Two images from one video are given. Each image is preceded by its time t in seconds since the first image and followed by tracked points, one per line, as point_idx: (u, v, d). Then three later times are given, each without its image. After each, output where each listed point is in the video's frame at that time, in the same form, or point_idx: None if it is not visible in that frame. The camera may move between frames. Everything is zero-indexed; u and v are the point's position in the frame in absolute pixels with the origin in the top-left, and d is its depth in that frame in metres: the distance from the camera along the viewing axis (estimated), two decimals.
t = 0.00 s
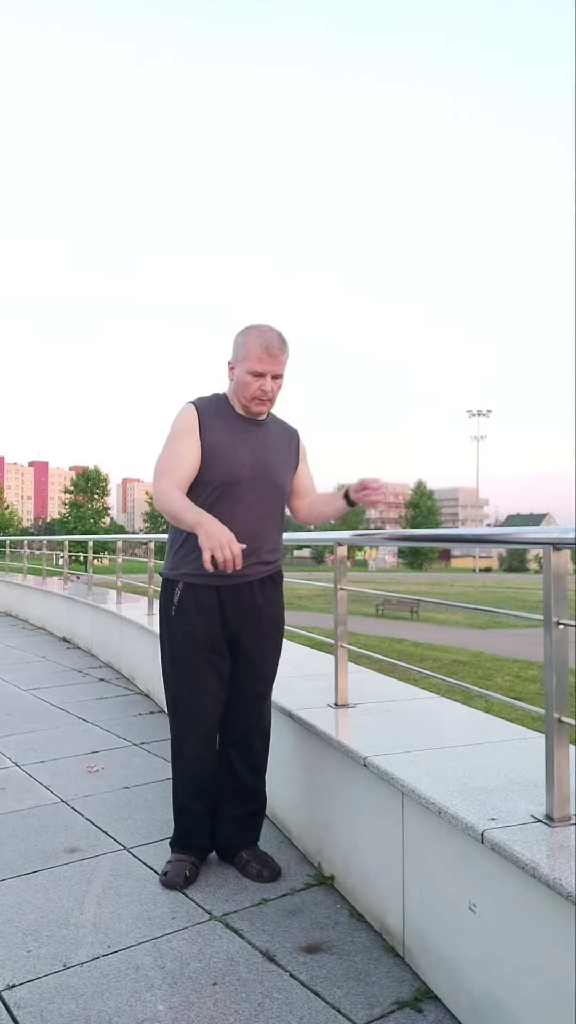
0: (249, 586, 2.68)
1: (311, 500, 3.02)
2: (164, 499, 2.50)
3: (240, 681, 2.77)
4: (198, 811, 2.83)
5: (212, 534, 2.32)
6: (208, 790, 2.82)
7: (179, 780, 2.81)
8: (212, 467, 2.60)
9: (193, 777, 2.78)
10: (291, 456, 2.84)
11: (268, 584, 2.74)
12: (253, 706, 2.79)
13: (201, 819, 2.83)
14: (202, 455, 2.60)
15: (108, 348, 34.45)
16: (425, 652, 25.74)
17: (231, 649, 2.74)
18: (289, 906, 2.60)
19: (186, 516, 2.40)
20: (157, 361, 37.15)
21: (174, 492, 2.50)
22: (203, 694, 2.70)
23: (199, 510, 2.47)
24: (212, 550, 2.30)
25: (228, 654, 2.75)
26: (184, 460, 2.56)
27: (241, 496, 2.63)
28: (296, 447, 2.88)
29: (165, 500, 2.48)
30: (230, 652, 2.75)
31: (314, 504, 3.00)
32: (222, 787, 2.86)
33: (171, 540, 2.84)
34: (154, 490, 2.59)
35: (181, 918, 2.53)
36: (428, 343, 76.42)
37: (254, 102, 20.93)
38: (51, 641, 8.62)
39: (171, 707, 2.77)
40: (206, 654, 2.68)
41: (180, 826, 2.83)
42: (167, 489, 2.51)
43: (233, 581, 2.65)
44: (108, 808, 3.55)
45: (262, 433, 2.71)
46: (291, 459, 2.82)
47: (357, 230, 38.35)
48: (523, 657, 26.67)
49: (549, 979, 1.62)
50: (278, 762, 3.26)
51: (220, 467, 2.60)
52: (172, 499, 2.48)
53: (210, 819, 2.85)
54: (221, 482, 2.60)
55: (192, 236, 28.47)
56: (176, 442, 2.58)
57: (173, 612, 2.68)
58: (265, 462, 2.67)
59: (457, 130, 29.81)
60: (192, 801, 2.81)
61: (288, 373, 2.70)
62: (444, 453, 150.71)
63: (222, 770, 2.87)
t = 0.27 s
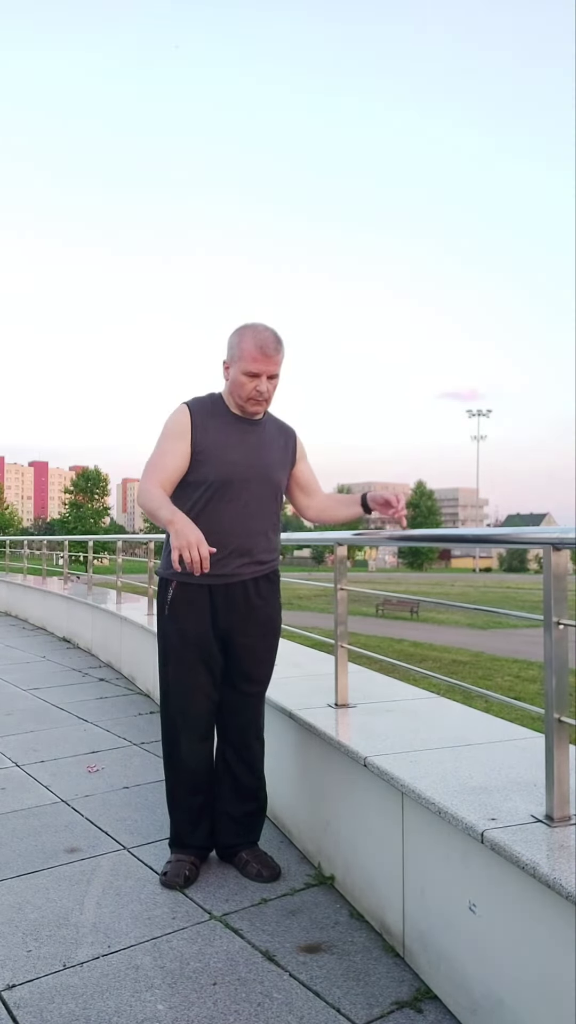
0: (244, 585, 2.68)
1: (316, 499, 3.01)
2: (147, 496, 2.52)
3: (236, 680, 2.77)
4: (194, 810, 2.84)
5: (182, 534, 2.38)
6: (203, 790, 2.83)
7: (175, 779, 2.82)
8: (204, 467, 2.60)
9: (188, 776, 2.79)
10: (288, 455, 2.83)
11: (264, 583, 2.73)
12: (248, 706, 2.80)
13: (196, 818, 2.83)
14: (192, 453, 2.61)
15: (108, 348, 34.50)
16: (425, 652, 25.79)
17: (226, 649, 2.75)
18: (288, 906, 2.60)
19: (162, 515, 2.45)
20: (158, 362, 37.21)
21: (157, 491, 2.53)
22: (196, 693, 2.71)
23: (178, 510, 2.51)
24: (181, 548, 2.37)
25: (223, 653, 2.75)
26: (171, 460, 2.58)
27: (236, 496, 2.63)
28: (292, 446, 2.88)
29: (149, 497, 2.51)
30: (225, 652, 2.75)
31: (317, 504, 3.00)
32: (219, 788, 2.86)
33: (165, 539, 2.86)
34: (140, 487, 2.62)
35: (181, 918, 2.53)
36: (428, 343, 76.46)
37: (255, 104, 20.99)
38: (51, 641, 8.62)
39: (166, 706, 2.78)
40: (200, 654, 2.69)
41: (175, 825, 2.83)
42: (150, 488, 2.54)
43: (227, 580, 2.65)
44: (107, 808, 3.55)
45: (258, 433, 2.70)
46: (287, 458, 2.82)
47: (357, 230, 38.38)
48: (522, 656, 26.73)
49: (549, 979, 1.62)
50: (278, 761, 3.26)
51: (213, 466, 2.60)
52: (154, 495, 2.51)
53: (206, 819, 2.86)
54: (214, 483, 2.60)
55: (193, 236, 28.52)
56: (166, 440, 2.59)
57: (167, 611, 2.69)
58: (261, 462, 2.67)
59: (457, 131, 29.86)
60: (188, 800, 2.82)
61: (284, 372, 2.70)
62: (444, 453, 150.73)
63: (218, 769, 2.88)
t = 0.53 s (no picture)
0: (243, 586, 2.68)
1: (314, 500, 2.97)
2: (148, 505, 2.56)
3: (236, 680, 2.77)
4: (194, 808, 2.84)
5: (176, 548, 2.42)
6: (203, 788, 2.83)
7: (175, 780, 2.82)
8: (204, 470, 2.61)
9: (188, 775, 2.79)
10: (289, 456, 2.83)
11: (264, 584, 2.73)
12: (249, 706, 2.80)
13: (196, 818, 2.84)
14: (191, 458, 2.62)
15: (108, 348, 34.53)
16: (425, 652, 25.80)
17: (226, 649, 2.75)
18: (289, 906, 2.60)
19: (158, 525, 2.49)
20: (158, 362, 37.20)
21: (155, 499, 2.56)
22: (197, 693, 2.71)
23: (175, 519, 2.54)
24: (173, 564, 2.42)
25: (224, 653, 2.75)
26: (171, 466, 2.58)
27: (236, 498, 2.63)
28: (294, 446, 2.87)
29: (149, 506, 2.55)
30: (225, 652, 2.75)
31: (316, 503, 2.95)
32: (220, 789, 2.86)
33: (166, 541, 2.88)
34: (142, 494, 2.64)
35: (181, 918, 2.53)
36: (428, 343, 76.45)
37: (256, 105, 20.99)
38: (51, 641, 8.62)
39: (167, 704, 2.78)
40: (200, 654, 2.69)
41: (175, 824, 2.84)
42: (151, 497, 2.56)
43: (228, 580, 2.65)
44: (108, 809, 3.55)
45: (257, 435, 2.70)
46: (288, 459, 2.81)
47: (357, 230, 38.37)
48: (522, 656, 26.75)
49: (548, 978, 1.63)
50: (278, 762, 3.26)
51: (214, 469, 2.60)
52: (154, 504, 2.55)
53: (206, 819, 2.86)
54: (215, 485, 2.61)
55: (193, 236, 28.52)
56: (166, 446, 2.60)
57: (168, 613, 2.69)
58: (261, 464, 2.66)
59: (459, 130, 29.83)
60: (187, 800, 2.82)
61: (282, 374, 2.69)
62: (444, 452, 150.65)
63: (219, 769, 2.88)
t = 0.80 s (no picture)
0: (248, 586, 2.67)
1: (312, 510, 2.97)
2: (151, 509, 2.55)
3: (241, 680, 2.76)
4: (197, 809, 2.84)
5: (179, 557, 2.45)
6: (206, 789, 2.82)
7: (178, 780, 2.80)
8: (208, 472, 2.61)
9: (191, 776, 2.79)
10: (292, 457, 2.83)
11: (269, 584, 2.72)
12: (254, 706, 2.79)
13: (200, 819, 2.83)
14: (195, 461, 2.62)
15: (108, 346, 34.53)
16: (425, 653, 25.76)
17: (230, 649, 2.74)
18: (288, 906, 2.60)
19: (161, 531, 2.51)
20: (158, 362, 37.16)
21: (159, 503, 2.56)
22: (201, 694, 2.70)
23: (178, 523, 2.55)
24: (175, 571, 2.45)
25: (229, 654, 2.74)
26: (174, 470, 2.58)
27: (240, 499, 2.63)
28: (297, 448, 2.87)
29: (153, 511, 2.54)
30: (230, 653, 2.74)
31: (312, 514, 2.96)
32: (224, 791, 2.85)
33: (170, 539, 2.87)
34: (145, 498, 2.64)
35: (181, 918, 2.53)
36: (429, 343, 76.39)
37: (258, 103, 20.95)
38: (51, 641, 8.61)
39: (173, 704, 2.77)
40: (205, 654, 2.68)
41: (178, 824, 2.83)
42: (155, 500, 2.56)
43: (231, 582, 2.64)
44: (108, 808, 3.55)
45: (261, 437, 2.70)
46: (291, 461, 2.81)
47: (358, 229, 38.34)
48: (523, 657, 26.70)
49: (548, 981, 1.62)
50: (279, 762, 3.26)
51: (218, 471, 2.60)
52: (158, 508, 2.54)
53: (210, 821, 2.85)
54: (219, 487, 2.60)
55: (193, 236, 28.48)
56: (170, 449, 2.60)
57: (173, 612, 2.67)
58: (265, 467, 2.66)
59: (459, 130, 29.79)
60: (190, 801, 2.82)
61: (283, 374, 2.69)
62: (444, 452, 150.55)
63: (221, 770, 2.88)
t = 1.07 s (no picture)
0: (251, 585, 2.67)
1: (312, 515, 2.98)
2: (155, 505, 2.55)
3: (245, 679, 2.75)
4: (200, 809, 2.83)
5: (179, 554, 2.46)
6: (209, 790, 2.81)
7: (181, 780, 2.79)
8: (213, 471, 2.61)
9: (193, 777, 2.78)
10: (296, 459, 2.83)
11: (273, 584, 2.71)
12: (258, 706, 2.78)
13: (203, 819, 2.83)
14: (200, 460, 2.62)
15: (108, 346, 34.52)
16: (425, 652, 25.75)
17: (233, 648, 2.73)
18: (288, 906, 2.60)
19: (163, 527, 2.51)
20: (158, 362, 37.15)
21: (162, 499, 2.55)
22: (205, 694, 2.69)
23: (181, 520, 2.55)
24: (174, 568, 2.46)
25: (232, 654, 2.74)
26: (179, 469, 2.58)
27: (245, 500, 2.62)
28: (302, 450, 2.87)
29: (156, 509, 2.54)
30: (233, 652, 2.74)
31: (313, 519, 2.96)
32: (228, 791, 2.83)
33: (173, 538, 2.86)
34: (149, 494, 2.64)
35: (180, 918, 2.53)
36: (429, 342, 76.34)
37: (257, 101, 20.96)
38: (51, 641, 8.61)
39: (176, 703, 2.76)
40: (209, 653, 2.67)
41: (180, 823, 2.83)
42: (158, 496, 2.55)
43: (235, 581, 2.64)
44: (108, 808, 3.55)
45: (266, 438, 2.70)
46: (295, 462, 2.81)
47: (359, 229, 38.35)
48: (523, 657, 26.70)
49: (548, 982, 1.62)
50: (279, 762, 3.26)
51: (223, 471, 2.60)
52: (161, 505, 2.54)
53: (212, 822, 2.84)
54: (223, 488, 2.60)
55: (193, 236, 28.48)
56: (176, 447, 2.59)
57: (177, 611, 2.67)
58: (269, 468, 2.66)
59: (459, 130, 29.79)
60: (193, 801, 2.81)
61: (289, 376, 2.70)
62: (445, 453, 150.51)
63: (223, 770, 2.88)
